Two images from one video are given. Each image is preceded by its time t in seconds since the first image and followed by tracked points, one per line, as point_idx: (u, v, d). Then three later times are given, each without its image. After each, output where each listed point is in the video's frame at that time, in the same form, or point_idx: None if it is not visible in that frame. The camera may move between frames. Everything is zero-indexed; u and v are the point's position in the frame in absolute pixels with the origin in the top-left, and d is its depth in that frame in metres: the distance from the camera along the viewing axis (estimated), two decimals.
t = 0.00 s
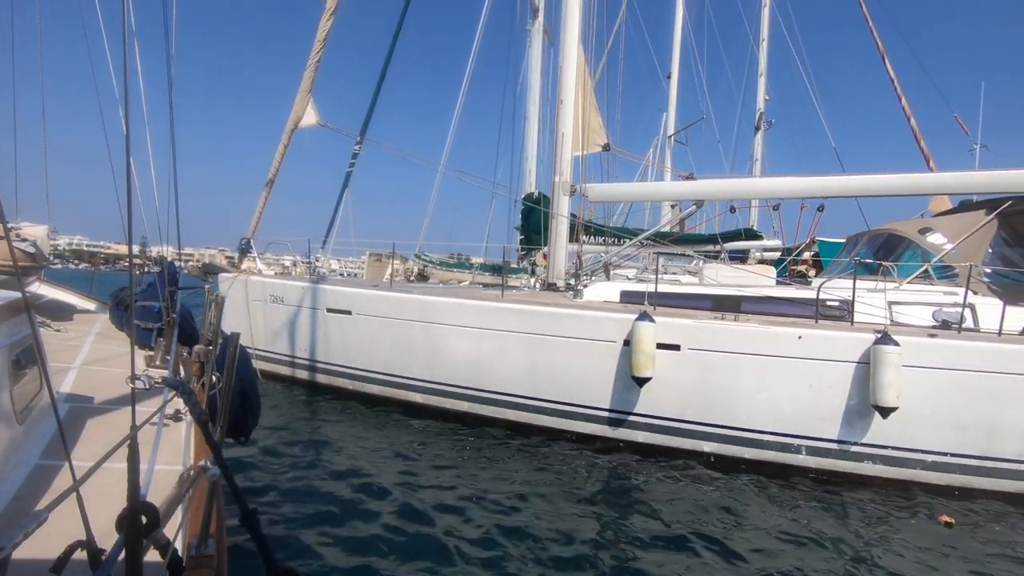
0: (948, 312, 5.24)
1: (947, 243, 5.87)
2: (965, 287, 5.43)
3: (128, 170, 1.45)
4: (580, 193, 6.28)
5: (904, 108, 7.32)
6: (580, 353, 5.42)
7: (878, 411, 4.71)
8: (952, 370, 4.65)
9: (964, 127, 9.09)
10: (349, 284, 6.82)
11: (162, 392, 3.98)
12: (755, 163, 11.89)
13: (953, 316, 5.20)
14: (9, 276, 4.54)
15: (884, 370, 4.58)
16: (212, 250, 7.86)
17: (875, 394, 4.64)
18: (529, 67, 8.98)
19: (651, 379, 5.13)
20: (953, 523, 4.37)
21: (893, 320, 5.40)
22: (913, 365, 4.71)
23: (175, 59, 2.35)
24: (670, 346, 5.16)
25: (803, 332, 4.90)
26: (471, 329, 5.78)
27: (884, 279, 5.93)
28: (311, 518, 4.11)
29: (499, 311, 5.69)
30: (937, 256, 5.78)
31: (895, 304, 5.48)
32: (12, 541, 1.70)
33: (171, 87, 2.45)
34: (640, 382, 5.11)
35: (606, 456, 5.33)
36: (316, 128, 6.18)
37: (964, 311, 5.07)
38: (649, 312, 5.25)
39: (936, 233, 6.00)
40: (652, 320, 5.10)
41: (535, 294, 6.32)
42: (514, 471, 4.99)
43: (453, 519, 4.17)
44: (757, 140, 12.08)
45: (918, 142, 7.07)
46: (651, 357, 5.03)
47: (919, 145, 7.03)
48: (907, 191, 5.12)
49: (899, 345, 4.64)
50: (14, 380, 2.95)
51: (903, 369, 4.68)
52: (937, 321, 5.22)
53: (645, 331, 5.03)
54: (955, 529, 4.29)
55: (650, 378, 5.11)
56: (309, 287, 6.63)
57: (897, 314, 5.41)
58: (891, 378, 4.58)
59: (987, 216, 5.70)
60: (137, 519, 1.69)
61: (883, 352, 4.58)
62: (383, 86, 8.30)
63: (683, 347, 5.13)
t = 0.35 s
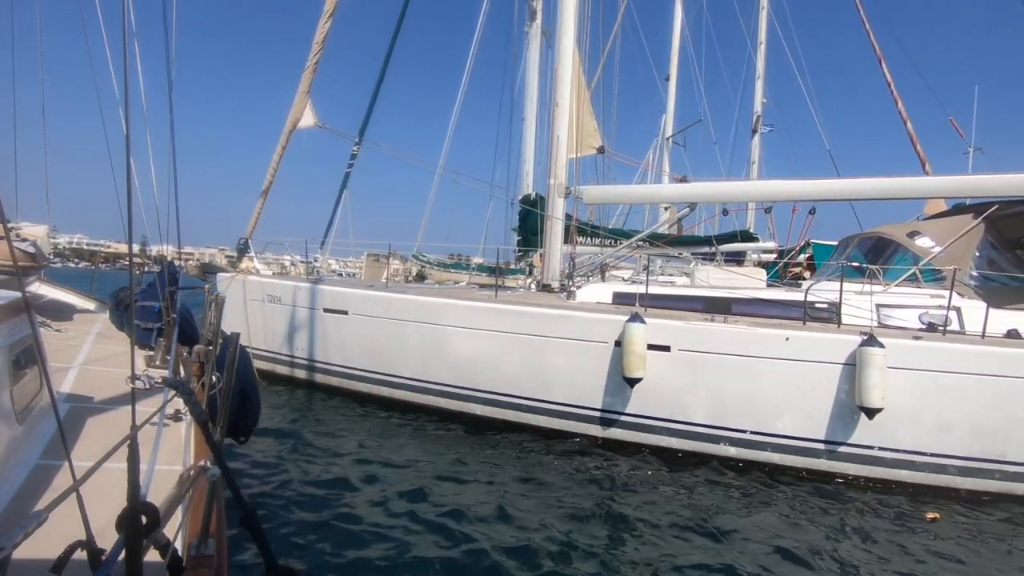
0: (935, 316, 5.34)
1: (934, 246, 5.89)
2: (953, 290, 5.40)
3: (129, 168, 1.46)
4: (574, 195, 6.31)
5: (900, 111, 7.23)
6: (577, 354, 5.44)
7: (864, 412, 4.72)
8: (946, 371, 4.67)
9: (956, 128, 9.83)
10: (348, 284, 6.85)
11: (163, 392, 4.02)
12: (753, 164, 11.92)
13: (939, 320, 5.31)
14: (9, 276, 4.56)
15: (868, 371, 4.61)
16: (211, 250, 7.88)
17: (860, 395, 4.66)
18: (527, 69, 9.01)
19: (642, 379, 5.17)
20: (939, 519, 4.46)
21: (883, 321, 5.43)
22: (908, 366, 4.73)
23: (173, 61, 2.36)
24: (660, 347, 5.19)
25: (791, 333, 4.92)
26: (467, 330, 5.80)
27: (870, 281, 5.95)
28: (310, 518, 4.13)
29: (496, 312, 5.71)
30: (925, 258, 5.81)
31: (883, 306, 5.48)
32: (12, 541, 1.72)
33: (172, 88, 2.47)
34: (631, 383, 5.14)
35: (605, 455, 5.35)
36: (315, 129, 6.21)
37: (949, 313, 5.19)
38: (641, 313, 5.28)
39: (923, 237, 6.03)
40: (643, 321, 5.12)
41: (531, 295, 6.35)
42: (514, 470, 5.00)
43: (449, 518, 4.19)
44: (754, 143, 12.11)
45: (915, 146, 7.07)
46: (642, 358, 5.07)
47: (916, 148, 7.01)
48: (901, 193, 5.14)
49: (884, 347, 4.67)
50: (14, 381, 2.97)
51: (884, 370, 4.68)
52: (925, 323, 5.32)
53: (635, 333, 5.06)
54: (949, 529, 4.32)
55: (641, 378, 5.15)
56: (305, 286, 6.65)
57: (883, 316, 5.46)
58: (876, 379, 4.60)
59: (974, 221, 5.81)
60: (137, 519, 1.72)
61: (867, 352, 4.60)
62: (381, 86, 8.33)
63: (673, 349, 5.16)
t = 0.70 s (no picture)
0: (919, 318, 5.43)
1: (923, 249, 5.91)
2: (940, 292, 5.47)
3: (130, 170, 1.47)
4: (569, 197, 6.36)
5: (896, 113, 7.33)
6: (573, 355, 5.47)
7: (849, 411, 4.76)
8: (938, 372, 4.70)
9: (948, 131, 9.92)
10: (345, 284, 6.88)
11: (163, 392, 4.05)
12: (749, 167, 11.96)
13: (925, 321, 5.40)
14: (10, 276, 4.59)
15: (853, 371, 4.64)
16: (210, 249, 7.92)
17: (845, 395, 4.70)
18: (524, 70, 9.03)
19: (632, 379, 5.21)
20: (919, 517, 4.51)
21: (871, 322, 5.51)
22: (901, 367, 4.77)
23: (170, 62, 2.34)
24: (650, 347, 5.22)
25: (778, 334, 4.96)
26: (463, 330, 5.83)
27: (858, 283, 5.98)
28: (309, 518, 4.15)
29: (493, 314, 5.73)
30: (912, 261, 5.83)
31: (869, 308, 5.57)
32: (12, 541, 1.75)
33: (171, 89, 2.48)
34: (621, 383, 5.19)
35: (603, 455, 5.37)
36: (312, 130, 6.23)
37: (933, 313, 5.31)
38: (631, 314, 5.32)
39: (911, 238, 6.04)
40: (633, 322, 5.16)
41: (526, 295, 6.38)
42: (515, 471, 5.02)
43: (446, 519, 4.21)
44: (750, 145, 12.13)
45: (910, 148, 7.11)
46: (632, 358, 5.10)
47: (911, 150, 7.05)
48: (893, 195, 5.17)
49: (869, 347, 4.71)
50: (14, 381, 3.00)
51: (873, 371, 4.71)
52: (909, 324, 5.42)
53: (625, 334, 5.10)
54: (943, 529, 4.35)
55: (630, 378, 5.20)
56: (306, 286, 6.66)
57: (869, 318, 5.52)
58: (861, 379, 4.64)
59: (963, 224, 5.86)
60: (137, 519, 1.75)
61: (853, 353, 4.63)
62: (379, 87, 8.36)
63: (663, 349, 5.19)
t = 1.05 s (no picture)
0: (905, 317, 5.48)
1: (909, 250, 5.94)
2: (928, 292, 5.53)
3: (128, 171, 1.50)
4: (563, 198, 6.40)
5: (889, 114, 7.39)
6: (568, 355, 5.50)
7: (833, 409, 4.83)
8: (931, 372, 4.74)
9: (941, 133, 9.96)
10: (343, 284, 6.91)
11: (164, 392, 4.06)
12: (744, 168, 11.99)
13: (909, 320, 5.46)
14: (10, 276, 4.62)
15: (838, 370, 4.70)
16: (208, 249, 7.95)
17: (830, 394, 4.77)
18: (521, 71, 9.05)
19: (622, 378, 5.26)
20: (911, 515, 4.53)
21: (858, 321, 5.56)
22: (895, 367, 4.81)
23: (170, 65, 2.36)
24: (640, 346, 5.25)
25: (765, 333, 5.01)
26: (459, 330, 5.87)
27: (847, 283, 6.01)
28: (307, 518, 4.18)
29: (490, 314, 5.77)
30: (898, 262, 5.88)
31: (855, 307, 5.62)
32: (12, 541, 1.78)
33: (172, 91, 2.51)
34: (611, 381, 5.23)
35: (600, 455, 5.40)
36: (309, 130, 6.26)
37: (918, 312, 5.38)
38: (621, 313, 5.37)
39: (898, 240, 6.07)
40: (623, 321, 5.21)
41: (520, 295, 6.42)
42: (512, 471, 5.05)
43: (445, 519, 4.24)
44: (746, 146, 12.15)
45: (903, 149, 7.16)
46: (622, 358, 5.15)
47: (904, 151, 7.09)
48: (887, 196, 5.20)
49: (854, 346, 4.77)
50: (14, 381, 3.03)
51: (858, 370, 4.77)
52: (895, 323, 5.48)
53: (615, 333, 5.16)
54: (938, 526, 4.38)
55: (620, 377, 5.24)
56: (305, 287, 6.68)
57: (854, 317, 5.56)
58: (845, 377, 4.70)
59: (948, 224, 5.89)
60: (137, 519, 1.78)
61: (838, 353, 4.69)
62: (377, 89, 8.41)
63: (653, 347, 5.23)
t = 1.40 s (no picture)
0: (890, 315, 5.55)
1: (895, 250, 5.99)
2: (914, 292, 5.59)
3: (127, 173, 1.52)
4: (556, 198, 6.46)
5: (883, 114, 7.43)
6: (564, 353, 5.54)
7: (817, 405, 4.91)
8: (921, 369, 4.80)
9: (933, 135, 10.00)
10: (340, 284, 6.96)
11: (164, 392, 4.09)
12: (739, 168, 12.03)
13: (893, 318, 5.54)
14: (10, 276, 4.65)
15: (822, 367, 4.77)
16: (206, 249, 7.98)
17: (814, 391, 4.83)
18: (517, 71, 9.07)
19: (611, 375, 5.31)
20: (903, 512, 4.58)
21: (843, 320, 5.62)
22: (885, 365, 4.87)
23: (169, 65, 2.37)
24: (629, 344, 5.31)
25: (751, 332, 5.09)
26: (456, 329, 5.91)
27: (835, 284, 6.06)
28: (305, 516, 4.22)
29: (486, 313, 5.80)
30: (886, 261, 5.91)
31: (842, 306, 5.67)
32: (13, 541, 1.81)
33: (171, 94, 2.54)
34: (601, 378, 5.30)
35: (599, 454, 5.44)
36: (306, 132, 6.29)
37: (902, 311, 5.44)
38: (611, 312, 5.43)
39: (885, 241, 6.09)
40: (613, 319, 5.27)
41: (515, 294, 6.47)
42: (510, 469, 5.09)
43: (444, 517, 4.27)
44: (741, 147, 12.18)
45: (896, 149, 7.20)
46: (610, 354, 5.21)
47: (896, 151, 7.12)
48: (877, 197, 5.23)
49: (838, 344, 4.83)
50: (14, 381, 3.06)
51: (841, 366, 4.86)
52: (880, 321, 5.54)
53: (604, 330, 5.22)
54: (931, 524, 4.42)
55: (609, 374, 5.28)
56: (305, 286, 6.70)
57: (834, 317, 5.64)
58: (829, 375, 4.77)
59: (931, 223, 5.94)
60: (137, 519, 1.80)
61: (821, 351, 4.76)
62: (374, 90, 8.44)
63: (642, 345, 5.29)
